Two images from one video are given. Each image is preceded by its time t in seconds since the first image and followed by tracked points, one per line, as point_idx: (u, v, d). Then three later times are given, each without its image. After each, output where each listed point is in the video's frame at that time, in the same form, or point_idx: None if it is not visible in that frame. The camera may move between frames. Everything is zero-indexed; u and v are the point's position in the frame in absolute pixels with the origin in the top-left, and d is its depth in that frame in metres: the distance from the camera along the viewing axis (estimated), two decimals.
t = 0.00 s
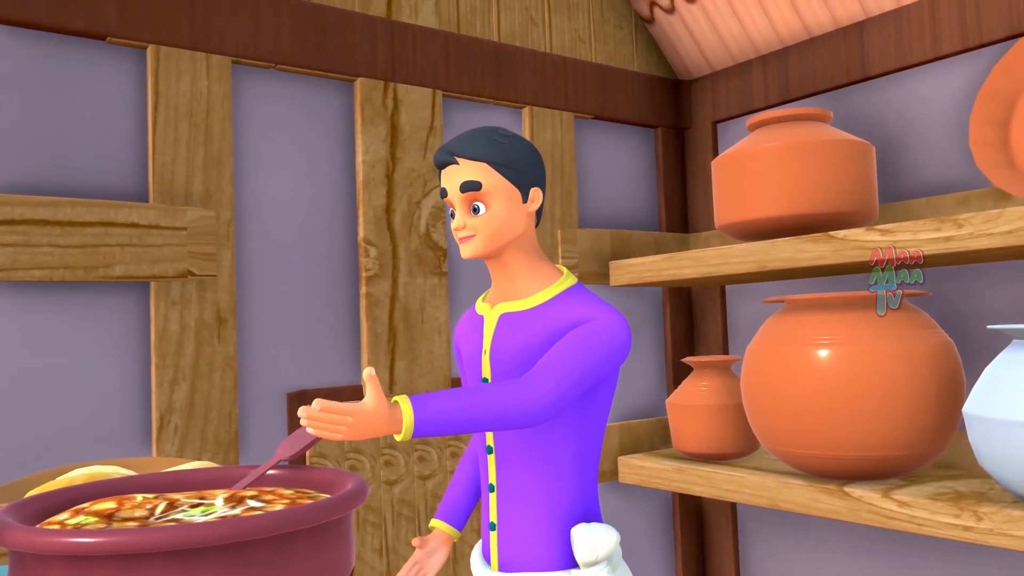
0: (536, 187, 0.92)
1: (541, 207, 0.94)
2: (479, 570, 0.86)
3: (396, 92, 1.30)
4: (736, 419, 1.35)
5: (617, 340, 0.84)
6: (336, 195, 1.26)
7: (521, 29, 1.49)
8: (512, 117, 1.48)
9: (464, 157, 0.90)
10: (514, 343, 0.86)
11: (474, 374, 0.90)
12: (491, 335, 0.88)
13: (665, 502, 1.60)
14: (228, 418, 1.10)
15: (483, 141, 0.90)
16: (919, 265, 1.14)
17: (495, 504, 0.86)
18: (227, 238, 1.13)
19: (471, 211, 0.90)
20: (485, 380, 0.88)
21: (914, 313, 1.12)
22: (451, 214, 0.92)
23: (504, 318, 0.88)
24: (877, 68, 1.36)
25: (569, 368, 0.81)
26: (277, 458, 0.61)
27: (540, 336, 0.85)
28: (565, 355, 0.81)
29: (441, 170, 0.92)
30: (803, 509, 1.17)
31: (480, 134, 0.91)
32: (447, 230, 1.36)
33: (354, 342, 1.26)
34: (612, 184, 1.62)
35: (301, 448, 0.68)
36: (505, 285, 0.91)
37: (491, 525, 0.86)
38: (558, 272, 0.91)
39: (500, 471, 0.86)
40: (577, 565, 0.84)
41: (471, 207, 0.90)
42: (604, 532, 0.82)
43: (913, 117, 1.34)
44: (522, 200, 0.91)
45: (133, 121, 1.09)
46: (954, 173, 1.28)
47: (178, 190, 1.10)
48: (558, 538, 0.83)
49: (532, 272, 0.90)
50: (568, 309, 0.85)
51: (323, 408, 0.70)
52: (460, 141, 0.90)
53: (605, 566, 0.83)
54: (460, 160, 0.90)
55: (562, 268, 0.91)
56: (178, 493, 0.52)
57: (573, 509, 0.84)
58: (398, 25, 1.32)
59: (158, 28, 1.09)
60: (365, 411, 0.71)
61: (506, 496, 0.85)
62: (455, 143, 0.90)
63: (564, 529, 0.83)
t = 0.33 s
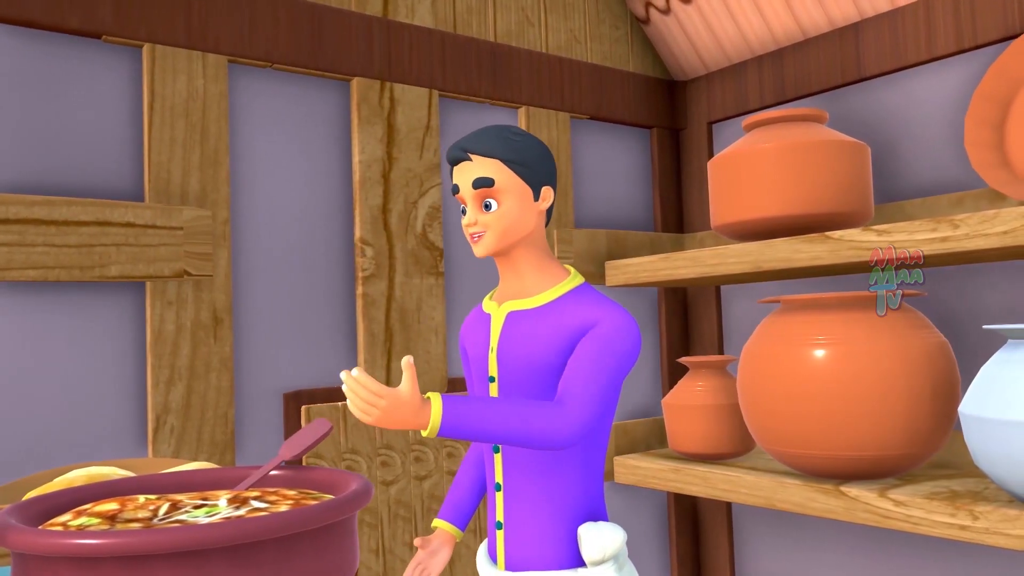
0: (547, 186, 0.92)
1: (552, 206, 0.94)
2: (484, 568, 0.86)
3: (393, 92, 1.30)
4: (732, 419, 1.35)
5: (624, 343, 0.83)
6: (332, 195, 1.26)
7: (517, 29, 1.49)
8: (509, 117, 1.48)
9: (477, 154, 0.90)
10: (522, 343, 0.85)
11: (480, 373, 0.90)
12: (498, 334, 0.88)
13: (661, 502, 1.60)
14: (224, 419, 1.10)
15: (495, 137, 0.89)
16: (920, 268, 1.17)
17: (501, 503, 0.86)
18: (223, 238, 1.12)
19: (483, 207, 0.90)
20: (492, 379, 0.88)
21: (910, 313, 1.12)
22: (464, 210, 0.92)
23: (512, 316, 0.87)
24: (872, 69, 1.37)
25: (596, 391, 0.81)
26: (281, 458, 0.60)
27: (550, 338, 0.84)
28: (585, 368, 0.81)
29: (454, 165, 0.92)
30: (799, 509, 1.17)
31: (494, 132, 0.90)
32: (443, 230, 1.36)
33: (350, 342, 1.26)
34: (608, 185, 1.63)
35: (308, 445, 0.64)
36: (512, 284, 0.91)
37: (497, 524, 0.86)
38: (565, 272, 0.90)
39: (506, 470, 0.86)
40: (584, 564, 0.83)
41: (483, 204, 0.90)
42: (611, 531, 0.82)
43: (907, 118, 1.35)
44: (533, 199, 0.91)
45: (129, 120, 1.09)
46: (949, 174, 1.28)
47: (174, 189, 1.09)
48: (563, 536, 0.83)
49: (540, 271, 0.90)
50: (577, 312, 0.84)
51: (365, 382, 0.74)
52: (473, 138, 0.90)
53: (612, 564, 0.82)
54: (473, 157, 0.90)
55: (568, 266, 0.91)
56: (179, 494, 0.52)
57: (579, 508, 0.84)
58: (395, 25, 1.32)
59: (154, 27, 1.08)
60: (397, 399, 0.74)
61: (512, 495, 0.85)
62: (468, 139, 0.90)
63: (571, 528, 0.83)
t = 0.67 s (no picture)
0: (565, 186, 0.92)
1: (568, 206, 0.94)
2: (493, 567, 0.85)
3: (389, 91, 1.30)
4: (727, 419, 1.35)
5: (636, 342, 0.82)
6: (328, 195, 1.25)
7: (513, 29, 1.49)
8: (504, 117, 1.48)
9: (498, 150, 0.89)
10: (533, 341, 0.84)
11: (489, 371, 0.89)
12: (508, 331, 0.86)
13: (656, 502, 1.61)
14: (219, 420, 1.09)
15: (517, 135, 0.89)
16: (919, 264, 1.17)
17: (511, 501, 0.85)
18: (219, 238, 1.12)
19: (503, 205, 0.88)
20: (502, 376, 0.86)
21: (904, 313, 1.13)
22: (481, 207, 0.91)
23: (523, 314, 0.86)
24: (867, 71, 1.37)
25: (614, 396, 0.80)
26: (284, 458, 0.60)
27: (564, 337, 0.83)
28: (603, 371, 0.80)
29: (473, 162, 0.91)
30: (795, 508, 1.18)
31: (515, 130, 0.90)
32: (439, 230, 1.35)
33: (346, 342, 1.26)
34: (603, 185, 1.63)
35: (312, 445, 0.64)
36: (523, 282, 0.90)
37: (507, 522, 0.85)
38: (576, 271, 0.89)
39: (517, 468, 0.85)
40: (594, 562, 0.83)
41: (503, 201, 0.88)
42: (620, 528, 0.81)
43: (901, 120, 1.35)
44: (552, 197, 0.90)
45: (125, 119, 1.08)
46: (943, 175, 1.29)
47: (170, 188, 1.09)
48: (572, 533, 0.82)
49: (554, 268, 0.89)
50: (589, 312, 0.83)
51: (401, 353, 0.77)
52: (494, 134, 0.89)
53: (622, 562, 0.81)
54: (494, 154, 0.89)
55: (579, 266, 0.90)
56: (183, 495, 0.52)
57: (588, 506, 0.84)
58: (391, 24, 1.32)
59: (150, 26, 1.08)
60: (425, 374, 0.76)
61: (522, 493, 0.84)
62: (489, 136, 0.89)
63: (581, 527, 0.83)
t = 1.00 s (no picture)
0: (582, 186, 0.91)
1: (584, 208, 0.93)
2: (499, 567, 0.82)
3: (385, 91, 1.30)
4: (722, 419, 1.36)
5: (641, 344, 0.81)
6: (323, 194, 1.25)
7: (508, 30, 1.49)
8: (499, 117, 1.48)
9: (517, 149, 0.88)
10: (540, 338, 0.82)
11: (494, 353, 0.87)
12: (516, 330, 0.84)
13: (650, 502, 1.61)
14: (215, 421, 1.09)
15: (535, 135, 0.89)
16: (918, 266, 1.17)
17: (517, 501, 0.82)
18: (214, 238, 1.11)
19: (519, 203, 0.88)
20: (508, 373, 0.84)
21: (899, 313, 1.13)
22: (498, 205, 0.90)
23: (531, 312, 0.85)
24: (861, 72, 1.38)
25: (611, 391, 0.78)
26: (285, 458, 0.60)
27: (570, 334, 0.81)
28: (604, 366, 0.78)
29: (492, 161, 0.91)
30: (790, 508, 1.18)
31: (534, 130, 0.90)
32: (434, 229, 1.35)
33: (341, 342, 1.25)
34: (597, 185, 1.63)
35: (313, 447, 0.63)
36: (533, 281, 0.88)
37: (512, 522, 0.81)
38: (585, 271, 0.88)
39: (523, 468, 0.82)
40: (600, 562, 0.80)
41: (519, 199, 0.88)
42: (627, 527, 0.78)
43: (895, 121, 1.36)
44: (568, 197, 0.89)
45: (120, 118, 1.08)
46: (936, 176, 1.30)
47: (165, 188, 1.08)
48: (579, 533, 0.79)
49: (565, 266, 0.88)
50: (596, 312, 0.82)
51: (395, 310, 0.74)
52: (514, 134, 0.89)
53: (628, 561, 0.78)
54: (512, 152, 0.88)
55: (590, 269, 0.88)
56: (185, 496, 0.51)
57: (595, 506, 0.81)
58: (387, 24, 1.32)
59: (144, 24, 1.07)
60: (423, 333, 0.73)
61: (528, 493, 0.81)
62: (509, 135, 0.89)
63: (587, 527, 0.80)
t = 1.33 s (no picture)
0: (589, 188, 0.90)
1: (591, 210, 0.92)
2: (503, 567, 0.81)
3: (380, 91, 1.29)
4: (716, 419, 1.36)
5: (644, 344, 0.79)
6: (317, 195, 1.25)
7: (502, 30, 1.49)
8: (494, 117, 1.48)
9: (526, 149, 0.88)
10: (544, 339, 0.82)
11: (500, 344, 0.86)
12: (519, 331, 0.84)
13: (643, 502, 1.61)
14: (209, 422, 1.08)
15: (545, 136, 0.88)
16: (920, 266, 1.16)
17: (521, 501, 0.80)
18: (208, 237, 1.10)
19: (526, 202, 0.87)
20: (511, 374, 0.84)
21: (892, 314, 1.14)
22: (506, 204, 0.90)
23: (535, 312, 0.84)
24: (854, 73, 1.38)
25: (613, 391, 0.77)
26: (286, 458, 0.60)
27: (575, 333, 0.81)
28: (609, 365, 0.77)
29: (501, 160, 0.91)
30: (784, 507, 1.18)
31: (543, 130, 0.89)
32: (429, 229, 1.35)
33: (336, 343, 1.25)
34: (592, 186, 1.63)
35: (312, 448, 0.63)
36: (538, 281, 0.88)
37: (516, 522, 0.80)
38: (591, 272, 0.87)
39: (526, 468, 0.81)
40: (605, 561, 0.79)
41: (526, 199, 0.87)
42: (630, 526, 0.77)
43: (887, 123, 1.37)
44: (576, 198, 0.89)
45: (113, 116, 1.07)
46: (928, 177, 1.31)
47: (159, 187, 1.07)
48: (583, 533, 0.78)
49: (570, 266, 0.87)
50: (601, 314, 0.81)
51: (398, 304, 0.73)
52: (524, 134, 0.88)
53: (633, 561, 0.77)
54: (521, 152, 0.88)
55: (595, 269, 0.88)
56: (185, 497, 0.51)
57: (598, 505, 0.79)
58: (381, 23, 1.31)
59: (138, 23, 1.06)
60: (429, 323, 0.72)
61: (532, 493, 0.80)
62: (519, 135, 0.89)
63: (592, 526, 0.78)
